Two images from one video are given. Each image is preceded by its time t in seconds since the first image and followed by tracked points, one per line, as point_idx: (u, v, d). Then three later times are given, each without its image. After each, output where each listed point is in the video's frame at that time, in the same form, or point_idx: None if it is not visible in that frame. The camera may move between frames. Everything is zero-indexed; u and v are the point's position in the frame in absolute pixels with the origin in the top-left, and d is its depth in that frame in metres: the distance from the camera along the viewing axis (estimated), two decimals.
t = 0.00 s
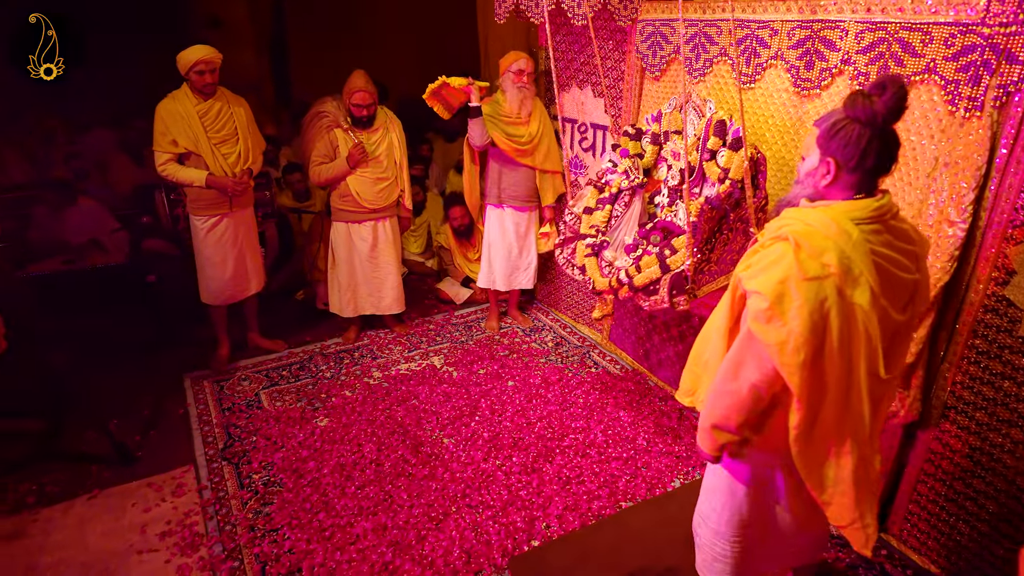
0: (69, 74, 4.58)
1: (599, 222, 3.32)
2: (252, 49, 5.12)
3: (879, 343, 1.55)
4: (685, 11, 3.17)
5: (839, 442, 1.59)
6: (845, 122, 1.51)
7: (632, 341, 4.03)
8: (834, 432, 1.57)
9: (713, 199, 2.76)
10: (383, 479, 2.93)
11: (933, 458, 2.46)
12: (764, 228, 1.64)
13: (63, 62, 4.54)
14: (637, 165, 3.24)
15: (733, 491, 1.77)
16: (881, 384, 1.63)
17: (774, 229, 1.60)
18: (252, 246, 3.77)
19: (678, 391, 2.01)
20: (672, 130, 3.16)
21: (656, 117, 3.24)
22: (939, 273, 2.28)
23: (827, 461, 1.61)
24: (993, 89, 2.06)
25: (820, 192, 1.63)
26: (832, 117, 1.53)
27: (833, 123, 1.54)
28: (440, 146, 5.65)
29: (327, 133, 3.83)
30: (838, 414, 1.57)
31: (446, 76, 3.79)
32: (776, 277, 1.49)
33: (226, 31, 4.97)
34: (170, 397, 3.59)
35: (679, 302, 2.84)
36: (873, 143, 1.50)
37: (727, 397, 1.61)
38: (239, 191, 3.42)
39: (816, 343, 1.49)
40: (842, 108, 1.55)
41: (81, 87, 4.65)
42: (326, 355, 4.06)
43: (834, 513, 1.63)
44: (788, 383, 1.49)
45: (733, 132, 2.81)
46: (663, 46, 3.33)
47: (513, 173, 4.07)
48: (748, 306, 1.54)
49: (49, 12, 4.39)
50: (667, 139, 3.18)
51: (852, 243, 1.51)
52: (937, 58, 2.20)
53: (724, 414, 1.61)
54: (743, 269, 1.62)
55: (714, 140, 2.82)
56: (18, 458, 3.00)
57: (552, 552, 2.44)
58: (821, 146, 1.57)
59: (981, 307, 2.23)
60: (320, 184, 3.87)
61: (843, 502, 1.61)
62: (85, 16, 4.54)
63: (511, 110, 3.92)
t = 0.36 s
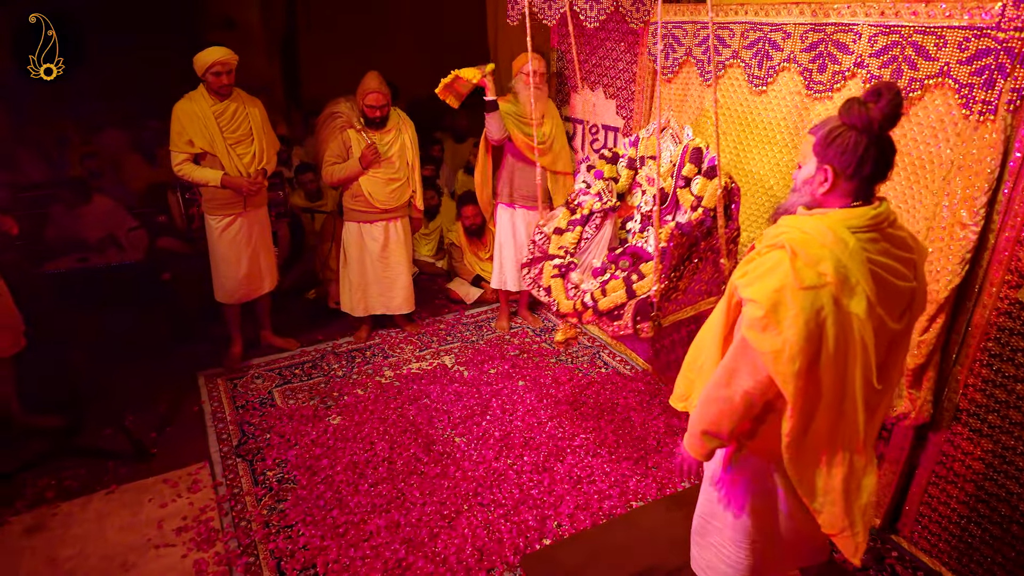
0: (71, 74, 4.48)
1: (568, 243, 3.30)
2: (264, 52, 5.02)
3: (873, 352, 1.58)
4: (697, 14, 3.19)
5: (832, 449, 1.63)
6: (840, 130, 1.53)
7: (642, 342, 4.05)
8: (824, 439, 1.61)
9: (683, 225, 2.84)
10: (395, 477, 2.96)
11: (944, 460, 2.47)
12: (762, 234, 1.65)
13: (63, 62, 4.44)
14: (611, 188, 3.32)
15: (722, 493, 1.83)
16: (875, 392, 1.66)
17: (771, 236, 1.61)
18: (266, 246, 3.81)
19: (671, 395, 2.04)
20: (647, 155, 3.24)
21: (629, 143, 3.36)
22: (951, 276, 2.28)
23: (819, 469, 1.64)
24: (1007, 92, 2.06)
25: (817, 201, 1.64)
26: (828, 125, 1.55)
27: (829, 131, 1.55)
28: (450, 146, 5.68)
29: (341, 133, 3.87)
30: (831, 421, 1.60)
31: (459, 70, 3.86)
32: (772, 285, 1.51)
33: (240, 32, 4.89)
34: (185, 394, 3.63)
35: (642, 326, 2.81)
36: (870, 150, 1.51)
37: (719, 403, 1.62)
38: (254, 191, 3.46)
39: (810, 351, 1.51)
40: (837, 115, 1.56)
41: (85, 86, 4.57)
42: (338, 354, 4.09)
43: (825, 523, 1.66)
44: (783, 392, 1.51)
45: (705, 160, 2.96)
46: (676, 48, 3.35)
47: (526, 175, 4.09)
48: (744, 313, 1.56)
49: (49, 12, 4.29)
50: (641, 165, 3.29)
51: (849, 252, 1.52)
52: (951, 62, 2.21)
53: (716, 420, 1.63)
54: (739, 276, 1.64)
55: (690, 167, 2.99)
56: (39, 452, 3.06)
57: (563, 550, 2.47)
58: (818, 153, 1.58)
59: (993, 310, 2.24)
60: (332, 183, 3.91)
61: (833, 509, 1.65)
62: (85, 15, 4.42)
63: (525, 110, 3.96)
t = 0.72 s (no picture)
0: (70, 74, 4.43)
1: (523, 266, 3.09)
2: (277, 52, 5.01)
3: (876, 359, 1.58)
4: (713, 15, 3.20)
5: (833, 455, 1.65)
6: (848, 135, 1.55)
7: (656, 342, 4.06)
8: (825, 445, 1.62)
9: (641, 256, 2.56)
10: (410, 474, 2.98)
11: (961, 463, 2.47)
12: (766, 239, 1.65)
13: (63, 62, 4.39)
14: (574, 214, 3.11)
15: (738, 514, 1.86)
16: (876, 399, 1.67)
17: (776, 241, 1.61)
18: (281, 245, 3.84)
19: (673, 400, 2.07)
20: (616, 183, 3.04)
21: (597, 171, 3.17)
22: (969, 279, 2.27)
23: (819, 475, 1.66)
24: None
25: (825, 206, 1.65)
26: (836, 130, 1.57)
27: (837, 136, 1.57)
28: (464, 146, 5.71)
29: (356, 133, 3.90)
30: (833, 427, 1.61)
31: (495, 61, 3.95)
32: (777, 290, 1.51)
33: (253, 32, 4.88)
34: (202, 390, 3.67)
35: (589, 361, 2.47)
36: (877, 155, 1.53)
37: (722, 408, 1.61)
38: (271, 190, 3.50)
39: (814, 356, 1.51)
40: (845, 121, 1.58)
41: (85, 86, 4.53)
42: (353, 352, 4.12)
43: (824, 530, 1.67)
44: (787, 397, 1.51)
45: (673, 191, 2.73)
46: (691, 50, 3.36)
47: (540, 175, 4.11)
48: (748, 318, 1.56)
49: (48, 12, 4.23)
50: (607, 193, 3.08)
51: (854, 257, 1.52)
52: (970, 64, 2.20)
53: (719, 425, 1.62)
54: (743, 281, 1.64)
55: (657, 199, 2.74)
56: (59, 446, 3.10)
57: (577, 548, 2.49)
58: (826, 159, 1.60)
59: (1012, 313, 2.23)
60: (347, 182, 3.94)
61: (832, 517, 1.67)
62: (85, 15, 4.37)
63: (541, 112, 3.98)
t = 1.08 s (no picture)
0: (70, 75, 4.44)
1: (463, 283, 2.75)
2: (288, 51, 5.00)
3: (883, 361, 1.60)
4: (727, 16, 3.20)
5: (839, 457, 1.66)
6: (857, 138, 1.56)
7: (667, 342, 4.07)
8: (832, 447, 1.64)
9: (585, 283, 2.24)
10: (423, 472, 3.00)
11: (975, 464, 2.46)
12: (773, 242, 1.66)
13: (63, 62, 4.40)
14: (523, 236, 2.92)
15: (751, 523, 1.86)
16: (882, 400, 1.69)
17: (784, 244, 1.61)
18: (294, 245, 3.86)
19: (677, 400, 2.09)
20: (572, 210, 2.83)
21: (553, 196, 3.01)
22: (984, 281, 2.27)
23: (821, 479, 1.67)
24: None
25: (833, 209, 1.65)
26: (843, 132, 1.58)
27: (844, 139, 1.58)
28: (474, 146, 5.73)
29: (369, 133, 3.93)
30: (841, 429, 1.62)
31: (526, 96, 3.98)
32: (787, 293, 1.51)
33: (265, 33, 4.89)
34: (216, 388, 3.70)
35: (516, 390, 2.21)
36: (887, 157, 1.54)
37: (731, 411, 1.62)
38: (285, 189, 3.52)
39: (824, 358, 1.52)
40: (852, 122, 1.59)
41: (84, 87, 4.52)
42: (364, 351, 4.15)
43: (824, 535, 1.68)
44: (798, 400, 1.52)
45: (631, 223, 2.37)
46: (703, 50, 3.36)
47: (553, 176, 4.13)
48: (758, 320, 1.56)
49: (48, 12, 4.24)
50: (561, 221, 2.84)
51: (864, 259, 1.53)
52: (985, 65, 2.20)
53: (728, 429, 1.62)
54: (752, 284, 1.64)
55: (610, 228, 2.42)
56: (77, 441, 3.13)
57: (589, 546, 2.50)
58: (835, 161, 1.61)
59: None
60: (360, 182, 3.96)
61: (832, 521, 1.67)
62: (85, 14, 4.37)
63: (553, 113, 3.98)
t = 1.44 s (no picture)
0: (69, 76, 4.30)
1: (389, 294, 2.28)
2: (295, 52, 4.96)
3: (891, 363, 1.61)
4: (736, 18, 3.20)
5: (847, 460, 1.67)
6: (865, 140, 1.57)
7: (673, 343, 4.09)
8: (841, 450, 1.65)
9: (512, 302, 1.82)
10: (431, 471, 3.02)
11: (983, 466, 2.47)
12: (779, 247, 1.66)
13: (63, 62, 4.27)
14: (462, 251, 2.40)
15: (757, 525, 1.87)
16: (889, 401, 1.70)
17: (791, 249, 1.62)
18: (301, 245, 3.87)
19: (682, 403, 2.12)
20: (517, 232, 2.30)
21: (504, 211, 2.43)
22: (994, 283, 2.27)
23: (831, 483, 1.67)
24: None
25: (840, 212, 1.66)
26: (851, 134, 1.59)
27: (852, 142, 1.59)
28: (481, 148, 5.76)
29: (378, 134, 3.94)
30: (849, 432, 1.63)
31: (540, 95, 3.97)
32: (797, 298, 1.51)
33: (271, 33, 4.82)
34: (225, 388, 3.73)
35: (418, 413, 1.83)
36: (895, 159, 1.55)
37: (741, 417, 1.62)
38: (294, 189, 3.54)
39: (834, 363, 1.52)
40: (858, 125, 1.61)
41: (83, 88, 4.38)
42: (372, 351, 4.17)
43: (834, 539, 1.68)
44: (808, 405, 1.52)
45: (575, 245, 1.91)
46: (711, 52, 3.36)
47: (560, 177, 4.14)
48: (768, 326, 1.56)
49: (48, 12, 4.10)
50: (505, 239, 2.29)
51: (872, 263, 1.54)
52: (995, 68, 2.21)
53: (737, 435, 1.63)
54: (759, 290, 1.64)
55: (551, 249, 1.90)
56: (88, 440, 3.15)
57: (597, 546, 2.51)
58: (842, 164, 1.61)
59: None
60: (368, 182, 3.96)
61: (839, 526, 1.67)
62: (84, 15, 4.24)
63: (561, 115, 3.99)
